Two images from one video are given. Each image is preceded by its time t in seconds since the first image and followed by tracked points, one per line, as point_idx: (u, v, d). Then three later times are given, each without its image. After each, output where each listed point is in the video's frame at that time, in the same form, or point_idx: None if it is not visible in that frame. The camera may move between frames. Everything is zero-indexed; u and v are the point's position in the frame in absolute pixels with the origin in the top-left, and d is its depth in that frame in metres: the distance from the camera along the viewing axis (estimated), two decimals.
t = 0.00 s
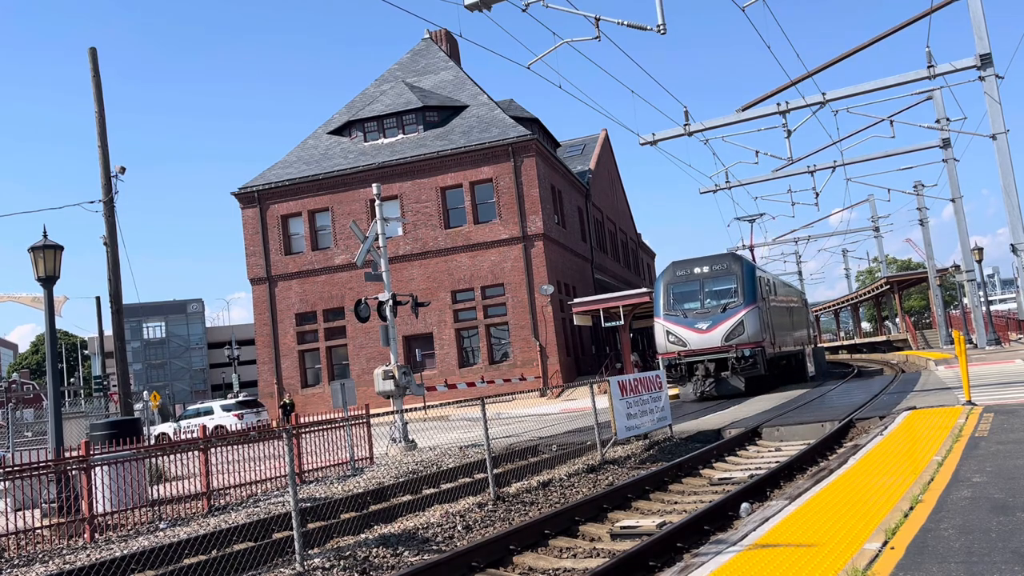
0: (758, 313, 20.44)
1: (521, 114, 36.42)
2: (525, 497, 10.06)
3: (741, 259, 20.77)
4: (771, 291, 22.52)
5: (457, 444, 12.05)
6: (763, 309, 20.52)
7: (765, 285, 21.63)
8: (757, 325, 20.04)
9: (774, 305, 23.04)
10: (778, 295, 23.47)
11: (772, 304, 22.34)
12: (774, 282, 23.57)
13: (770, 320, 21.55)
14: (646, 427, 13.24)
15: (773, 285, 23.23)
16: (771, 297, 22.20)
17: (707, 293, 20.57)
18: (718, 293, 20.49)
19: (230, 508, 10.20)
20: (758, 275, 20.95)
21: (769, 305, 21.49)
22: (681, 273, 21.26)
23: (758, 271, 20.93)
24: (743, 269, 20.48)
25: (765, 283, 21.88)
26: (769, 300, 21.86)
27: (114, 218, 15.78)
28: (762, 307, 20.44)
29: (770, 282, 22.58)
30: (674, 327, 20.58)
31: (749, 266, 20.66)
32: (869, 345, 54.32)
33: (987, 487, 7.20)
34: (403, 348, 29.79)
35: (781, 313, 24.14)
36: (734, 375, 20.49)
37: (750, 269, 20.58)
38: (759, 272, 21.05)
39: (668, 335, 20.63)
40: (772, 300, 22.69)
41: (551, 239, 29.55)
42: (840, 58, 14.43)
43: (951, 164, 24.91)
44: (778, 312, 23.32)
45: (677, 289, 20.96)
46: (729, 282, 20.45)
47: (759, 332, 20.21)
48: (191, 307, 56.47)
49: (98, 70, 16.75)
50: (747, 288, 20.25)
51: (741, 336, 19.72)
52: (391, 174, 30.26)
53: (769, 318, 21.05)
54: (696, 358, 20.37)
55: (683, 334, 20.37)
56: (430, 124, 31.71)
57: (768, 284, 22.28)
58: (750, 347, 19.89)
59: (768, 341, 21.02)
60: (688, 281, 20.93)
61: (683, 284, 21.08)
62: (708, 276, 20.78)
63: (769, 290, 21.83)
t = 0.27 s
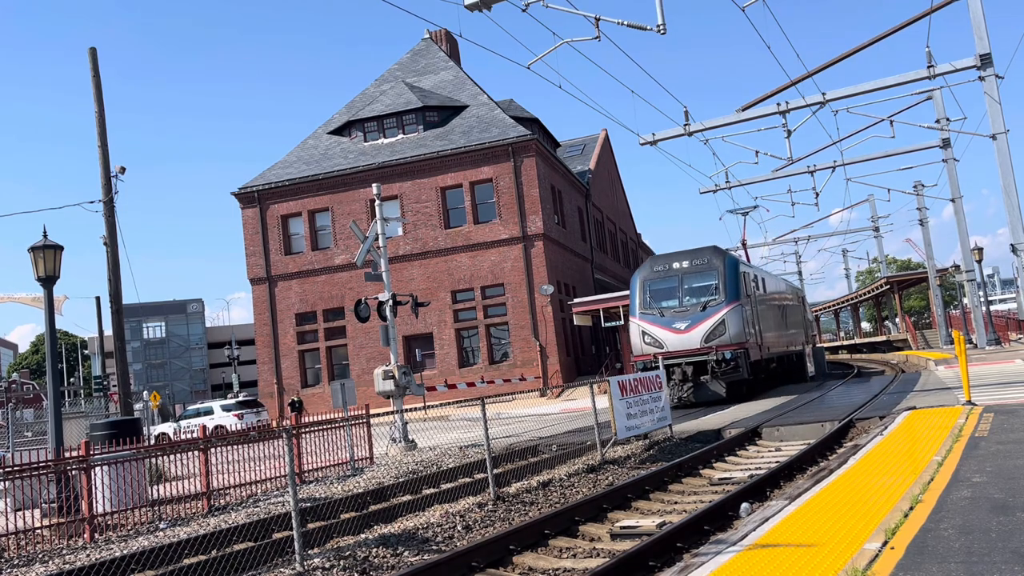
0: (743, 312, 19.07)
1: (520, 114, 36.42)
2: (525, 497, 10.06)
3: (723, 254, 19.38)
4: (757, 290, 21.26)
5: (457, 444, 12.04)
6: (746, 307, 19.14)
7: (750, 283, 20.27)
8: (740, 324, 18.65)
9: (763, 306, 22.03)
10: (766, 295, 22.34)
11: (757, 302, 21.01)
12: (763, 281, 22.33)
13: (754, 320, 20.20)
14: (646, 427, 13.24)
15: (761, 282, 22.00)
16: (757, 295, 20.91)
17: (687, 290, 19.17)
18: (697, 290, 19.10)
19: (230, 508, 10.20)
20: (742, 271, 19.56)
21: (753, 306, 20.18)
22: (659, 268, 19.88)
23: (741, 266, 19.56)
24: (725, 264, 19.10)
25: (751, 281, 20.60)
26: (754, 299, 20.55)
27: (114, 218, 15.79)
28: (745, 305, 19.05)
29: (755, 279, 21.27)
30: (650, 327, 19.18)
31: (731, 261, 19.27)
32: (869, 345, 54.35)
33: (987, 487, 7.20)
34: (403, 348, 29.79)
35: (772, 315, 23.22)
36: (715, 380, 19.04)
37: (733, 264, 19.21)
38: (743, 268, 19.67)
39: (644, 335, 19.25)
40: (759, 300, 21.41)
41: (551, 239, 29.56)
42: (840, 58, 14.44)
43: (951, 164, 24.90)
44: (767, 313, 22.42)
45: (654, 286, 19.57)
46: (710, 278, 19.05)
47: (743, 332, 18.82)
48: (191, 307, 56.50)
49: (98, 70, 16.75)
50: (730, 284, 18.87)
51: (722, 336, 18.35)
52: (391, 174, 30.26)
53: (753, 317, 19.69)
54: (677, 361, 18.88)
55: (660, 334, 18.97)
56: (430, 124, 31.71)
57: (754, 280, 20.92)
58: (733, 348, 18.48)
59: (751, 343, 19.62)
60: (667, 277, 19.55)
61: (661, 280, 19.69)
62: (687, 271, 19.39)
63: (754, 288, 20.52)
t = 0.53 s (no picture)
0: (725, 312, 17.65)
1: (521, 114, 36.42)
2: (525, 497, 10.07)
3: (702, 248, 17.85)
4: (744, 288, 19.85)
5: (457, 444, 12.02)
6: (726, 306, 17.67)
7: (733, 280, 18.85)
8: (718, 325, 17.15)
9: (752, 306, 20.74)
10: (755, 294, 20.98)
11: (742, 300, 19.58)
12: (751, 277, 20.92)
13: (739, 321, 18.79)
14: (646, 427, 13.24)
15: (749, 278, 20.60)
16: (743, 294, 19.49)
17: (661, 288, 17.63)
18: (673, 288, 17.54)
19: (230, 508, 10.20)
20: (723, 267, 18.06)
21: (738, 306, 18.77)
22: (632, 263, 18.36)
23: (721, 260, 18.06)
24: (703, 259, 17.58)
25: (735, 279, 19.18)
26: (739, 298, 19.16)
27: (114, 218, 15.79)
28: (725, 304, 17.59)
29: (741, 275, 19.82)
30: (621, 327, 17.65)
31: (711, 257, 17.76)
32: (869, 345, 54.39)
33: (987, 487, 7.20)
34: (403, 348, 29.80)
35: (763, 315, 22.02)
36: (691, 385, 17.56)
37: (713, 259, 17.69)
38: (724, 263, 18.17)
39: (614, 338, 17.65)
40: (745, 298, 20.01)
41: (551, 239, 29.56)
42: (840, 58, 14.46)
43: (951, 164, 24.90)
44: (757, 314, 21.27)
45: (626, 282, 18.04)
46: (686, 275, 17.52)
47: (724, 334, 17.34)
48: (191, 307, 56.55)
49: (98, 70, 16.76)
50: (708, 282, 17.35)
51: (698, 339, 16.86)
52: (391, 174, 30.26)
53: (734, 317, 18.22)
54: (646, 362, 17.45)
55: (632, 336, 17.46)
56: (430, 124, 31.71)
57: (737, 276, 19.46)
58: (712, 350, 16.97)
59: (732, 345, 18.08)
60: (640, 273, 18.01)
61: (634, 276, 18.16)
62: (663, 266, 17.85)
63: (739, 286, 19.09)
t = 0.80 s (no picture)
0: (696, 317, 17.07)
1: (521, 114, 36.43)
2: (525, 497, 10.07)
3: (673, 245, 17.51)
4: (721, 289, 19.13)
5: (457, 444, 12.02)
6: (698, 306, 17.28)
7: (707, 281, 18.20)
8: (689, 325, 16.77)
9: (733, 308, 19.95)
10: (734, 293, 20.21)
11: (718, 300, 19.02)
12: (729, 275, 20.17)
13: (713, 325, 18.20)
14: (646, 428, 13.25)
15: (726, 276, 19.81)
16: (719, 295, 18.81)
17: (630, 287, 17.39)
18: (641, 287, 17.24)
19: (230, 508, 10.20)
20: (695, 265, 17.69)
21: (712, 309, 18.12)
22: (602, 260, 18.17)
23: (694, 257, 17.71)
24: (673, 255, 17.28)
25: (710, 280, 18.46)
26: (715, 300, 18.46)
27: (114, 218, 15.79)
28: (697, 303, 17.21)
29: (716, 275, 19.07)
30: (587, 328, 17.38)
31: (682, 253, 17.44)
32: (869, 345, 54.41)
33: (987, 487, 7.20)
34: (403, 348, 29.80)
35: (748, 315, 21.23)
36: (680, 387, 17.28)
37: (684, 256, 17.34)
38: (696, 261, 17.79)
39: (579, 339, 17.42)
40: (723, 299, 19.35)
41: (551, 239, 29.57)
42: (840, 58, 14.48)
43: (951, 164, 24.89)
44: (739, 317, 20.48)
45: (594, 280, 17.76)
46: (656, 272, 17.25)
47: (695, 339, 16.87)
48: (191, 307, 56.59)
49: (98, 70, 16.77)
50: (679, 280, 16.98)
51: (666, 342, 16.51)
52: (391, 175, 30.26)
53: (708, 316, 17.78)
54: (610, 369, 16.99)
55: (599, 338, 17.23)
56: (430, 124, 31.72)
57: (713, 273, 18.95)
58: (682, 356, 16.49)
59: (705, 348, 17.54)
60: (608, 272, 17.77)
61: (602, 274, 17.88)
62: (631, 263, 17.63)
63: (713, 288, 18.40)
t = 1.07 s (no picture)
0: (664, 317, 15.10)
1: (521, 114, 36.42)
2: (525, 497, 10.07)
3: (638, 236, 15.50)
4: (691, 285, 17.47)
5: (457, 444, 12.02)
6: (666, 304, 15.31)
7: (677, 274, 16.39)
8: (654, 327, 14.72)
9: (709, 304, 18.49)
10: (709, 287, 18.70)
11: (689, 298, 17.33)
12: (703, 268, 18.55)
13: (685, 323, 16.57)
14: (646, 428, 13.25)
15: (698, 269, 18.21)
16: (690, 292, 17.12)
17: (590, 283, 15.33)
18: (602, 284, 15.21)
19: (230, 508, 10.20)
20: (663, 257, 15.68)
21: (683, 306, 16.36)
22: (560, 253, 16.16)
23: (662, 249, 15.75)
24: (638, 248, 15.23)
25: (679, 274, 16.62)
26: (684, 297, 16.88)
27: (114, 218, 15.79)
28: (665, 300, 15.21)
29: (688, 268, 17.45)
30: (542, 331, 15.42)
31: (648, 245, 15.35)
32: (869, 345, 54.42)
33: (987, 487, 7.20)
34: (403, 348, 29.80)
35: (726, 311, 19.81)
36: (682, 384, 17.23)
37: (650, 248, 15.31)
38: (664, 254, 15.77)
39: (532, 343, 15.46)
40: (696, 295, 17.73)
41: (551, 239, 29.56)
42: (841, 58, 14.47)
43: (951, 164, 24.88)
44: (716, 313, 19.04)
45: (550, 277, 15.80)
46: (619, 267, 15.22)
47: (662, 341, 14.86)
48: (191, 306, 56.66)
49: (98, 70, 16.77)
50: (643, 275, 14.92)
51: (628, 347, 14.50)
52: (391, 174, 30.26)
53: (678, 317, 15.81)
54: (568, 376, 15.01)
55: (554, 340, 15.23)
56: (430, 124, 31.72)
57: (685, 268, 17.09)
58: (645, 361, 14.51)
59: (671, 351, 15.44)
60: (567, 267, 15.78)
61: (560, 270, 15.92)
62: (592, 257, 15.58)
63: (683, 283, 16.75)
